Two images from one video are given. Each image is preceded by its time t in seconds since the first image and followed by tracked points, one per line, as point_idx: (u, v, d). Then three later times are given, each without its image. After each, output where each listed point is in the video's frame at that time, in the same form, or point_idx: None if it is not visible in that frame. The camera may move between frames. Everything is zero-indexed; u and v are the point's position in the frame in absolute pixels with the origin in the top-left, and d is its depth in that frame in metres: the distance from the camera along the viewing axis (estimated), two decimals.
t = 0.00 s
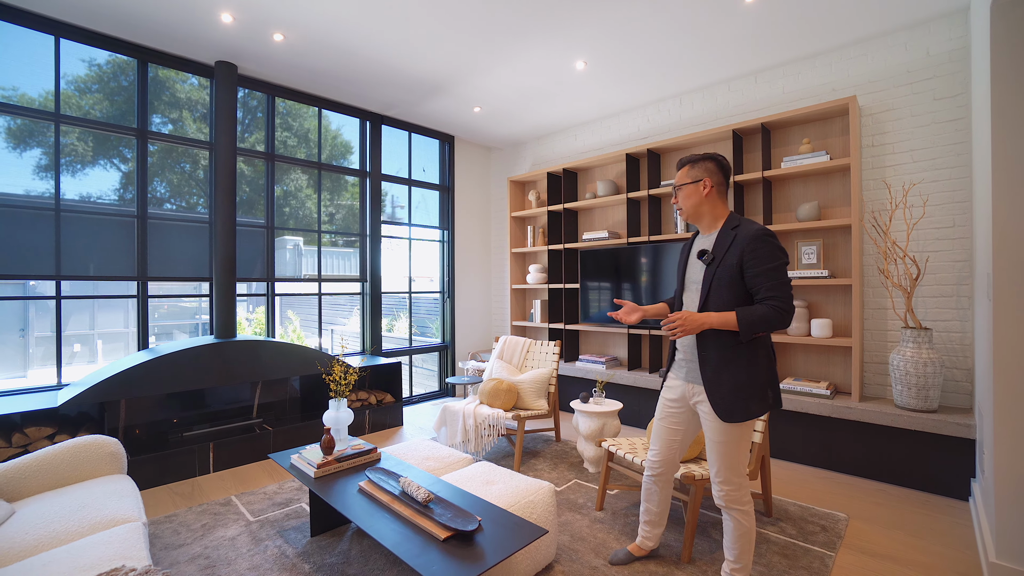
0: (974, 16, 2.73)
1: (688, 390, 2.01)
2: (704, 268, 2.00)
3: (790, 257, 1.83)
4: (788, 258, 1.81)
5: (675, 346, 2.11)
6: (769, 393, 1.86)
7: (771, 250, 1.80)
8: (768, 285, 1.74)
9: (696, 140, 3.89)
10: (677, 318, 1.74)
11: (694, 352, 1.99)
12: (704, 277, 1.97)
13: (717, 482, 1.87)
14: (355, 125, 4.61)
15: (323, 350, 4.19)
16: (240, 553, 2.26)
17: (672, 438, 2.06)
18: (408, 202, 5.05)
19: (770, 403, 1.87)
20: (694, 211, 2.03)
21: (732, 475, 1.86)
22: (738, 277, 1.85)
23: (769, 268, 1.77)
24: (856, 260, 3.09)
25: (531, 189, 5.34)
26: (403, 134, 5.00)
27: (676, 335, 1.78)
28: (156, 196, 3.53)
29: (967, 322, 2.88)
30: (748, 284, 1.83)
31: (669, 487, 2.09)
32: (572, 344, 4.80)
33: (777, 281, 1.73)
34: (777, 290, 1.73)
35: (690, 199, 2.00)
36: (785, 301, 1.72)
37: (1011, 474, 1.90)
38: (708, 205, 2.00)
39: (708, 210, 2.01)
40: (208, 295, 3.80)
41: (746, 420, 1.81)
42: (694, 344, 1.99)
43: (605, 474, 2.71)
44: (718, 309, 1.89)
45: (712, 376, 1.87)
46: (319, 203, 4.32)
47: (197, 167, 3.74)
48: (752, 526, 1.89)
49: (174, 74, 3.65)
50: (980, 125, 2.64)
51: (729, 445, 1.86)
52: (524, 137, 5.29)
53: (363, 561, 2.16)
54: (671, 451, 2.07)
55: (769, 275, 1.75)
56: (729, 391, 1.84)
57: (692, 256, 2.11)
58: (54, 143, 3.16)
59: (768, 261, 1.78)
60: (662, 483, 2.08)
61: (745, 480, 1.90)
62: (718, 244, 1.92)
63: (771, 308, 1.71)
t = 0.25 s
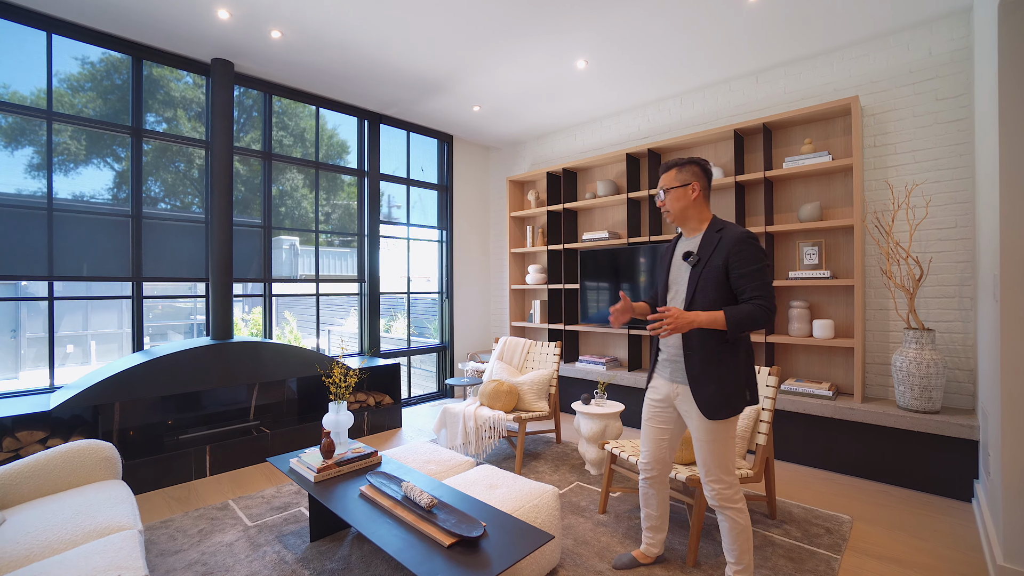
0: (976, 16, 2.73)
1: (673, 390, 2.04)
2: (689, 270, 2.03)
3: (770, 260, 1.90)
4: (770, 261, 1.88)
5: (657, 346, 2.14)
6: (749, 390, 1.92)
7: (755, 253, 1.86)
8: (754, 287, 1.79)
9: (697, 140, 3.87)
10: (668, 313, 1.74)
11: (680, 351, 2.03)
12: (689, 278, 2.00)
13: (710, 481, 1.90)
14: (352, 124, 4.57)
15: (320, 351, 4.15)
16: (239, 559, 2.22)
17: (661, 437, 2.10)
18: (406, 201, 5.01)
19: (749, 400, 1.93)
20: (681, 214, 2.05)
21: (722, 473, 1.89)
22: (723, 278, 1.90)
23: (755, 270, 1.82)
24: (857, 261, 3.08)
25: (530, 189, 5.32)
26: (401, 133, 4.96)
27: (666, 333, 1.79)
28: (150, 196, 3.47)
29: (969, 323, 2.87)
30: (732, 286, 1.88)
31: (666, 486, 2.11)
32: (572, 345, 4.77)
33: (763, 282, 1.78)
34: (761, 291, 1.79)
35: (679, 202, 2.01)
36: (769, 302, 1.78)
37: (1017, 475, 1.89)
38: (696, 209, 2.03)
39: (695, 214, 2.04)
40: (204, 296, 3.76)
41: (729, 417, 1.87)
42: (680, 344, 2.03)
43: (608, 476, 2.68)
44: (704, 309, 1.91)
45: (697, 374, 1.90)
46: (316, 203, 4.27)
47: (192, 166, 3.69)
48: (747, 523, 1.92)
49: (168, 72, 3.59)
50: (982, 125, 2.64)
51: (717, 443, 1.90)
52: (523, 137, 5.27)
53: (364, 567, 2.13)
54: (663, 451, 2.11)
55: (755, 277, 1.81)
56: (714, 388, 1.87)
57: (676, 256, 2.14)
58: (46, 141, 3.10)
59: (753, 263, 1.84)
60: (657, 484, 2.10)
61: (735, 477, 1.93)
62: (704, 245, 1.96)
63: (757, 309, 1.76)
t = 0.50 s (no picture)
0: (977, 15, 2.73)
1: (656, 387, 2.06)
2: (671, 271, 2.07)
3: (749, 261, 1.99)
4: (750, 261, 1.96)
5: (641, 344, 2.17)
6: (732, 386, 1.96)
7: (737, 253, 1.93)
8: (740, 283, 1.85)
9: (696, 139, 3.86)
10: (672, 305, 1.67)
11: (665, 349, 2.04)
12: (674, 278, 2.03)
13: (699, 479, 1.93)
14: (349, 122, 4.52)
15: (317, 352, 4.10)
16: (236, 565, 2.17)
17: (653, 433, 2.12)
18: (403, 201, 4.97)
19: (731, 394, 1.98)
20: (664, 216, 2.07)
21: (711, 470, 1.91)
22: (707, 277, 1.94)
23: (738, 268, 1.89)
24: (858, 260, 3.07)
25: (528, 189, 5.29)
26: (398, 131, 4.92)
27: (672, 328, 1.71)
28: (141, 195, 3.41)
29: (970, 322, 2.87)
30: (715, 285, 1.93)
31: (663, 483, 2.12)
32: (570, 345, 4.75)
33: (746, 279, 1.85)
34: (746, 287, 1.85)
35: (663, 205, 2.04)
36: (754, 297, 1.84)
37: None
38: (679, 211, 2.07)
39: (678, 216, 2.07)
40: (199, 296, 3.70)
41: (716, 410, 1.90)
42: (665, 342, 2.04)
43: (610, 478, 2.65)
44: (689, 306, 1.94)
45: (683, 370, 1.92)
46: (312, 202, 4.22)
47: (185, 165, 3.63)
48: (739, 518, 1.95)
49: (160, 70, 3.52)
50: (984, 124, 2.64)
51: (703, 441, 1.92)
52: (521, 136, 5.24)
53: (364, 572, 2.09)
54: (656, 447, 2.13)
55: (739, 274, 1.87)
56: (700, 384, 1.89)
57: (659, 258, 2.16)
58: (35, 139, 3.03)
59: (736, 262, 1.90)
60: (651, 479, 2.12)
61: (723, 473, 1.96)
62: (687, 246, 2.01)
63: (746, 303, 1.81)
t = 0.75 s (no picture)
0: (977, 16, 2.73)
1: (649, 385, 2.05)
2: (661, 271, 2.08)
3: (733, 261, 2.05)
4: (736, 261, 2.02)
5: (629, 341, 2.16)
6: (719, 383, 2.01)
7: (725, 253, 1.98)
8: (734, 282, 1.89)
9: (696, 138, 3.85)
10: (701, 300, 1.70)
11: (657, 347, 2.03)
12: (664, 279, 2.04)
13: (689, 476, 1.92)
14: (345, 120, 4.47)
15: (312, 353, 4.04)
16: (231, 571, 2.13)
17: (648, 431, 2.11)
18: (399, 199, 4.92)
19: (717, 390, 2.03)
20: (652, 217, 2.10)
21: (701, 467, 1.91)
22: (698, 278, 1.97)
23: (730, 268, 1.92)
24: (858, 260, 3.07)
25: (525, 188, 5.26)
26: (395, 130, 4.87)
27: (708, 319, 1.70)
28: (131, 193, 3.34)
29: (969, 323, 2.88)
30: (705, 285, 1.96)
31: (662, 481, 2.11)
32: (568, 344, 4.73)
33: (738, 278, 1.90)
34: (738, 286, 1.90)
35: (653, 205, 2.06)
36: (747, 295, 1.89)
37: None
38: (666, 212, 2.10)
39: (665, 216, 2.11)
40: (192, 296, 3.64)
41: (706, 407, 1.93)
42: (657, 340, 2.03)
43: (611, 479, 2.63)
44: (681, 306, 1.96)
45: (677, 369, 1.93)
46: (306, 201, 4.17)
47: (177, 163, 3.56)
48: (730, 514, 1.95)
49: (150, 66, 3.45)
50: (983, 125, 2.65)
51: (693, 438, 1.92)
52: (518, 135, 5.21)
53: None
54: (652, 445, 2.12)
55: (730, 274, 1.91)
56: (693, 382, 1.92)
57: (646, 258, 2.17)
58: (22, 135, 2.96)
59: (726, 262, 1.95)
60: (649, 480, 2.11)
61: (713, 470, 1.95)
62: (678, 247, 2.02)
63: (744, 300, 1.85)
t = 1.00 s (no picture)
0: (977, 17, 2.74)
1: (646, 384, 2.03)
2: (656, 271, 2.07)
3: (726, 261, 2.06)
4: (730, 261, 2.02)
5: (625, 341, 2.14)
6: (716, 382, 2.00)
7: (719, 253, 1.98)
8: (731, 280, 1.88)
9: (695, 138, 3.84)
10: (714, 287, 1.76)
11: (654, 346, 2.01)
12: (660, 279, 2.02)
13: (687, 475, 1.90)
14: (342, 118, 4.43)
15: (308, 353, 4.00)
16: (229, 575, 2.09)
17: (648, 430, 2.10)
18: (397, 199, 4.88)
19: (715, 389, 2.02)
20: (649, 218, 2.09)
21: (698, 465, 1.90)
22: (694, 277, 1.96)
23: (726, 267, 1.92)
24: (858, 261, 3.08)
25: (523, 188, 5.23)
26: (392, 128, 4.83)
27: (718, 308, 1.70)
28: (123, 192, 3.28)
29: (968, 323, 2.89)
30: (701, 285, 1.96)
31: (663, 481, 2.10)
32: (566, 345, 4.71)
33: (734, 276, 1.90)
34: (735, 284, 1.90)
35: (651, 206, 2.05)
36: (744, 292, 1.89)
37: None
38: (663, 214, 2.10)
39: (661, 218, 2.11)
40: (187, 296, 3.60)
41: (705, 406, 1.92)
42: (654, 339, 2.01)
43: (613, 481, 2.61)
44: (678, 306, 1.95)
45: (675, 368, 1.92)
46: (303, 200, 4.12)
47: (169, 162, 3.50)
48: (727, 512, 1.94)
49: (142, 64, 3.39)
50: (983, 126, 2.66)
51: (690, 436, 1.91)
52: (516, 134, 5.19)
53: None
54: (652, 444, 2.11)
55: (726, 273, 1.91)
56: (691, 381, 1.91)
57: (639, 260, 2.15)
58: (11, 133, 2.90)
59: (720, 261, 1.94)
60: (649, 481, 2.10)
61: (710, 469, 1.93)
62: (672, 248, 2.02)
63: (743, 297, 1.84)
